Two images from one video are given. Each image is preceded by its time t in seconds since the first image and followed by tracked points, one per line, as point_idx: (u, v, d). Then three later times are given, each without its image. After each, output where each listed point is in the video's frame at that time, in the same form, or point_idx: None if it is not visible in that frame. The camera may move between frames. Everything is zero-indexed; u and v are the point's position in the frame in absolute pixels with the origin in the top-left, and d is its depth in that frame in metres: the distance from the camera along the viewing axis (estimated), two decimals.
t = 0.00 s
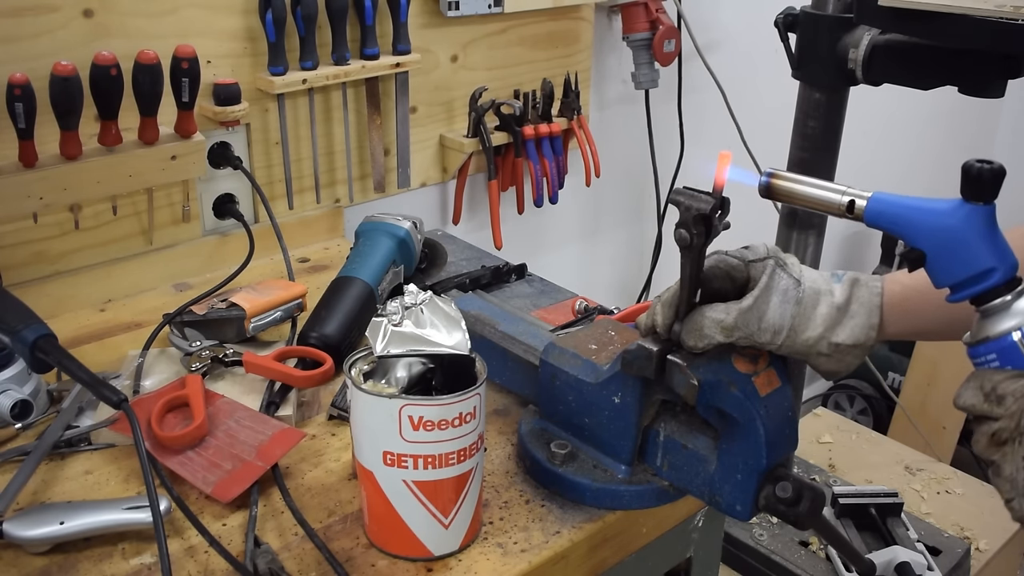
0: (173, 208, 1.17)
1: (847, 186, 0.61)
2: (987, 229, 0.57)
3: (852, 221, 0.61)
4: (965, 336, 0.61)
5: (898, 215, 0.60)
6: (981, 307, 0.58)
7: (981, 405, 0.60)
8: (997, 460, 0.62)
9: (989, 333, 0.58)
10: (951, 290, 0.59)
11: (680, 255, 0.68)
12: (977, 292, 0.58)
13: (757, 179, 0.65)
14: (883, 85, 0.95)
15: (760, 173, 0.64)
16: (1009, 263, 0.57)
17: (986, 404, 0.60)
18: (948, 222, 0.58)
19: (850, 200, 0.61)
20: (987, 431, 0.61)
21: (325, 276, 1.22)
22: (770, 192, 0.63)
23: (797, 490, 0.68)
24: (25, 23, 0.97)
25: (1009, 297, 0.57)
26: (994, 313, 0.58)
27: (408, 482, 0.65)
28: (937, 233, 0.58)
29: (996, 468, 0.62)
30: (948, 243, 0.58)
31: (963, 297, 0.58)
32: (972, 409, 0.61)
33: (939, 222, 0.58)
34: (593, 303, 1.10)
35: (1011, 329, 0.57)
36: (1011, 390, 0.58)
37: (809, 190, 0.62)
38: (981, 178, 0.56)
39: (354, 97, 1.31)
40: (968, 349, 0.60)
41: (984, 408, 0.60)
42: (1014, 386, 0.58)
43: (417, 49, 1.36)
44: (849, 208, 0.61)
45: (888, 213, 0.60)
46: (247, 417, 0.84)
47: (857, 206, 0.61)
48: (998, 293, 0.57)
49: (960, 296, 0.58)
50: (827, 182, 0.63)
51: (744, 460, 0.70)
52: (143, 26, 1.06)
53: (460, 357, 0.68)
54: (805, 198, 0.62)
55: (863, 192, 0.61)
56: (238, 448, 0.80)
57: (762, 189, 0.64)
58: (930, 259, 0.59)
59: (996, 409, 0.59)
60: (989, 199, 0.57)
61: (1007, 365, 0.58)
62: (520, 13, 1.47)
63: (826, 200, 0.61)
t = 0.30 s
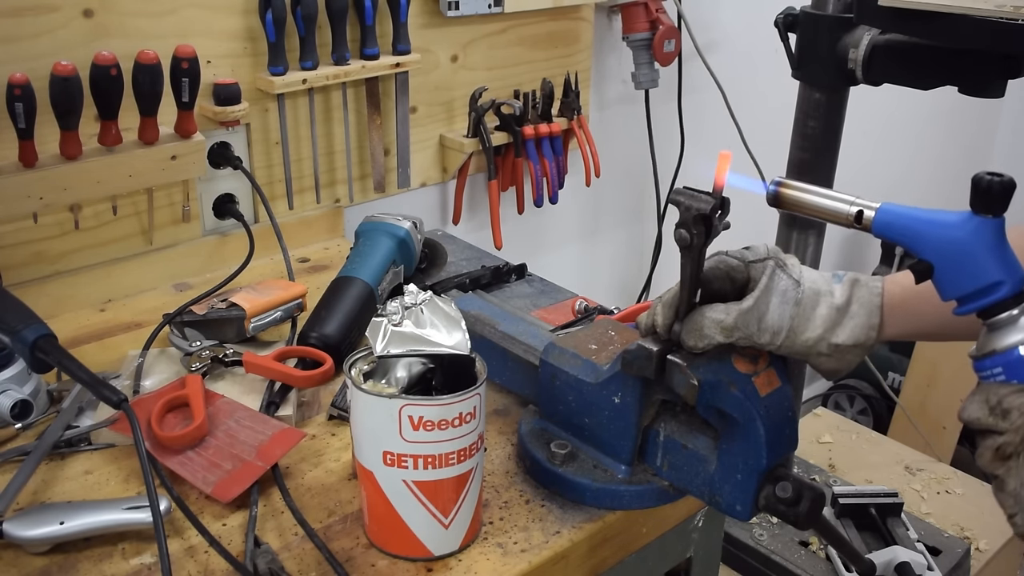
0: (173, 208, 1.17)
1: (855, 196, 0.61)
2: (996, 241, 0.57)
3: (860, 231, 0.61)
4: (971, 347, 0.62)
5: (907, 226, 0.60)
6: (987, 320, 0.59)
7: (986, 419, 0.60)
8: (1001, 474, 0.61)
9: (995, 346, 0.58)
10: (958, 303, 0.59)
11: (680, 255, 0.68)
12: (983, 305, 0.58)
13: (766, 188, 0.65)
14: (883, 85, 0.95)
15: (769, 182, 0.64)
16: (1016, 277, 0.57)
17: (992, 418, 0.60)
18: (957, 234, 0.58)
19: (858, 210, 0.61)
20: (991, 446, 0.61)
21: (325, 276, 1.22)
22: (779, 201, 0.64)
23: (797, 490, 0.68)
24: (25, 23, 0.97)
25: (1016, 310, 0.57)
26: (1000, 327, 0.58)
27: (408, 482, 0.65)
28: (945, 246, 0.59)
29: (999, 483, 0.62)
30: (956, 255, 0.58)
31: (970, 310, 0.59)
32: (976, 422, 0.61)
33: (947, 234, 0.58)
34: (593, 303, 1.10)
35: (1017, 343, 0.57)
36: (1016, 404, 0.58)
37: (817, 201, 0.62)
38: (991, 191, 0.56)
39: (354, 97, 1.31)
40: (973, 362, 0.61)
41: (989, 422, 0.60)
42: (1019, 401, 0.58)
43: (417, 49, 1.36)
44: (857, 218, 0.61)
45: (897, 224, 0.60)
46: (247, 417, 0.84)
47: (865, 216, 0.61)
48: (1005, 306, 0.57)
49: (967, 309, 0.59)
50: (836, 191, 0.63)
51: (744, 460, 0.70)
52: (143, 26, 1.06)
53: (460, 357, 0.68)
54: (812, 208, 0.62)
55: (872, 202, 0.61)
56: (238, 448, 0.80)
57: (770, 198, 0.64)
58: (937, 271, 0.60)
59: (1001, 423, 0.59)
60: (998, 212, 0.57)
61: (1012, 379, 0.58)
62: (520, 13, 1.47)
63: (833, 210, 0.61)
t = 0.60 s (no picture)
0: (173, 208, 1.17)
1: (855, 191, 0.61)
2: (996, 237, 0.57)
3: (860, 226, 0.61)
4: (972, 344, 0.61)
5: (907, 222, 0.60)
6: (987, 315, 0.58)
7: (986, 414, 0.60)
8: (1000, 469, 0.62)
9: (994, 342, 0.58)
10: (958, 299, 0.59)
11: (680, 255, 0.68)
12: (983, 300, 0.58)
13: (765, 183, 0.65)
14: (883, 85, 0.95)
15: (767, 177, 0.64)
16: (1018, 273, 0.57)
17: (992, 413, 0.60)
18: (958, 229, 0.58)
19: (858, 205, 0.60)
20: (991, 441, 0.61)
21: (325, 276, 1.22)
22: (778, 196, 0.63)
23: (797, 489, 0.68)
24: (25, 23, 0.97)
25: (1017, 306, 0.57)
26: (1000, 322, 0.58)
27: (408, 482, 0.65)
28: (945, 241, 0.59)
29: (999, 478, 0.62)
30: (956, 250, 0.58)
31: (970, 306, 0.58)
32: (976, 417, 0.61)
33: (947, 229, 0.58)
34: (593, 303, 1.10)
35: (1017, 338, 0.56)
36: (1017, 398, 0.58)
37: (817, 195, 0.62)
38: (992, 185, 0.56)
39: (355, 97, 1.31)
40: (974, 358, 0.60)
41: (989, 417, 0.60)
42: (1020, 395, 0.58)
43: (417, 49, 1.36)
44: (857, 214, 0.61)
45: (897, 220, 0.60)
46: (247, 417, 0.84)
47: (865, 211, 0.60)
48: (1005, 302, 0.57)
49: (967, 305, 0.58)
50: (836, 186, 0.63)
51: (744, 460, 0.70)
52: (143, 26, 1.06)
53: (460, 357, 0.68)
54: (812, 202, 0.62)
55: (872, 197, 0.61)
56: (238, 448, 0.80)
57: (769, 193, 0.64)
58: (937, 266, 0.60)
59: (1001, 418, 0.59)
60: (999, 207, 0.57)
61: (1012, 374, 0.58)
62: (520, 13, 1.47)
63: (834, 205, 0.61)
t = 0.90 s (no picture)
0: (173, 208, 1.17)
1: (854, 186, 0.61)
2: (995, 232, 0.57)
3: (859, 222, 0.61)
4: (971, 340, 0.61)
5: (907, 217, 0.60)
6: (987, 311, 0.58)
7: (985, 409, 0.60)
8: (999, 465, 0.61)
9: (993, 337, 0.58)
10: (957, 294, 0.59)
11: (680, 255, 0.68)
12: (982, 296, 0.58)
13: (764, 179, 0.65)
14: (883, 85, 0.95)
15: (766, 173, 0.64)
16: (1017, 268, 0.57)
17: (990, 409, 0.60)
18: (956, 225, 0.58)
19: (858, 201, 0.61)
20: (990, 436, 0.61)
21: (325, 276, 1.22)
22: (778, 192, 0.63)
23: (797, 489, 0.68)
24: (25, 23, 0.97)
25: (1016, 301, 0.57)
26: (999, 318, 0.58)
27: (408, 482, 0.65)
28: (944, 236, 0.59)
29: (997, 474, 0.62)
30: (956, 246, 0.58)
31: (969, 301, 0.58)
32: (975, 413, 0.61)
33: (946, 225, 0.58)
34: (593, 303, 1.10)
35: (1017, 334, 0.57)
36: (1016, 394, 0.58)
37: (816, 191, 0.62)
38: (991, 180, 0.56)
39: (355, 97, 1.31)
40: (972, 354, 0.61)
41: (987, 412, 0.60)
42: (1018, 391, 0.57)
43: (417, 49, 1.36)
44: (856, 209, 0.61)
45: (896, 216, 0.60)
46: (247, 417, 0.84)
47: (864, 207, 0.61)
48: (1004, 297, 0.57)
49: (966, 301, 0.58)
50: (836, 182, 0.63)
51: (744, 460, 0.70)
52: (143, 26, 1.06)
53: (460, 357, 0.68)
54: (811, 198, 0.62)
55: (871, 193, 0.61)
56: (238, 448, 0.80)
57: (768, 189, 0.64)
58: (936, 262, 0.60)
59: (999, 413, 0.59)
60: (998, 203, 0.57)
61: (1011, 370, 0.58)
62: (520, 13, 1.47)
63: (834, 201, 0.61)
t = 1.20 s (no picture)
0: (173, 208, 1.17)
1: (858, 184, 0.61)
2: (1000, 230, 0.57)
3: (863, 219, 0.62)
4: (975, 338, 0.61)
5: (910, 215, 0.60)
6: (992, 309, 0.58)
7: (989, 408, 0.60)
8: (1004, 463, 0.60)
9: (999, 335, 0.58)
10: (962, 292, 0.59)
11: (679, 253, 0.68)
12: (987, 294, 0.58)
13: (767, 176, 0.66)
14: (883, 85, 0.95)
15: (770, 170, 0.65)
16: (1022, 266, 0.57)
17: (995, 408, 0.59)
18: (961, 223, 0.58)
19: (861, 198, 0.61)
20: (995, 435, 0.60)
21: (325, 276, 1.22)
22: (781, 189, 0.64)
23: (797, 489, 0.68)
24: (25, 23, 0.97)
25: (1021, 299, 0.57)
26: (1005, 316, 0.58)
27: (408, 482, 0.65)
28: (949, 235, 0.58)
29: (1003, 473, 0.60)
30: (961, 244, 0.58)
31: (974, 299, 0.58)
32: (979, 412, 0.60)
33: (951, 222, 0.58)
34: (593, 303, 1.10)
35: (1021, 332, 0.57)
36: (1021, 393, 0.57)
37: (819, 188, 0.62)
38: (996, 179, 0.56)
39: (354, 97, 1.31)
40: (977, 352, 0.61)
41: (993, 411, 0.60)
42: None
43: (417, 49, 1.36)
44: (860, 207, 0.61)
45: (900, 214, 0.60)
46: (247, 417, 0.84)
47: (868, 204, 0.61)
48: (1009, 296, 0.57)
49: (971, 299, 0.58)
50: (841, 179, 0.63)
51: (744, 460, 0.70)
52: (143, 26, 1.06)
53: (460, 357, 0.68)
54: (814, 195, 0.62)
55: (875, 190, 0.61)
56: (238, 448, 0.80)
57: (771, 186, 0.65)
58: (941, 260, 0.60)
59: (1004, 413, 0.59)
60: (1003, 201, 0.57)
61: (1016, 369, 0.58)
62: (520, 13, 1.47)
63: (837, 197, 0.61)
